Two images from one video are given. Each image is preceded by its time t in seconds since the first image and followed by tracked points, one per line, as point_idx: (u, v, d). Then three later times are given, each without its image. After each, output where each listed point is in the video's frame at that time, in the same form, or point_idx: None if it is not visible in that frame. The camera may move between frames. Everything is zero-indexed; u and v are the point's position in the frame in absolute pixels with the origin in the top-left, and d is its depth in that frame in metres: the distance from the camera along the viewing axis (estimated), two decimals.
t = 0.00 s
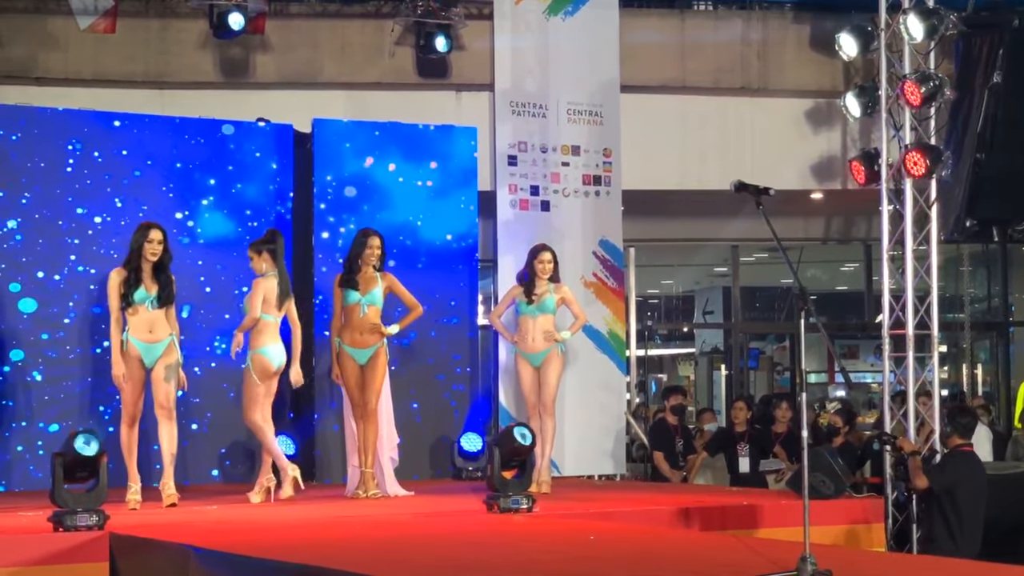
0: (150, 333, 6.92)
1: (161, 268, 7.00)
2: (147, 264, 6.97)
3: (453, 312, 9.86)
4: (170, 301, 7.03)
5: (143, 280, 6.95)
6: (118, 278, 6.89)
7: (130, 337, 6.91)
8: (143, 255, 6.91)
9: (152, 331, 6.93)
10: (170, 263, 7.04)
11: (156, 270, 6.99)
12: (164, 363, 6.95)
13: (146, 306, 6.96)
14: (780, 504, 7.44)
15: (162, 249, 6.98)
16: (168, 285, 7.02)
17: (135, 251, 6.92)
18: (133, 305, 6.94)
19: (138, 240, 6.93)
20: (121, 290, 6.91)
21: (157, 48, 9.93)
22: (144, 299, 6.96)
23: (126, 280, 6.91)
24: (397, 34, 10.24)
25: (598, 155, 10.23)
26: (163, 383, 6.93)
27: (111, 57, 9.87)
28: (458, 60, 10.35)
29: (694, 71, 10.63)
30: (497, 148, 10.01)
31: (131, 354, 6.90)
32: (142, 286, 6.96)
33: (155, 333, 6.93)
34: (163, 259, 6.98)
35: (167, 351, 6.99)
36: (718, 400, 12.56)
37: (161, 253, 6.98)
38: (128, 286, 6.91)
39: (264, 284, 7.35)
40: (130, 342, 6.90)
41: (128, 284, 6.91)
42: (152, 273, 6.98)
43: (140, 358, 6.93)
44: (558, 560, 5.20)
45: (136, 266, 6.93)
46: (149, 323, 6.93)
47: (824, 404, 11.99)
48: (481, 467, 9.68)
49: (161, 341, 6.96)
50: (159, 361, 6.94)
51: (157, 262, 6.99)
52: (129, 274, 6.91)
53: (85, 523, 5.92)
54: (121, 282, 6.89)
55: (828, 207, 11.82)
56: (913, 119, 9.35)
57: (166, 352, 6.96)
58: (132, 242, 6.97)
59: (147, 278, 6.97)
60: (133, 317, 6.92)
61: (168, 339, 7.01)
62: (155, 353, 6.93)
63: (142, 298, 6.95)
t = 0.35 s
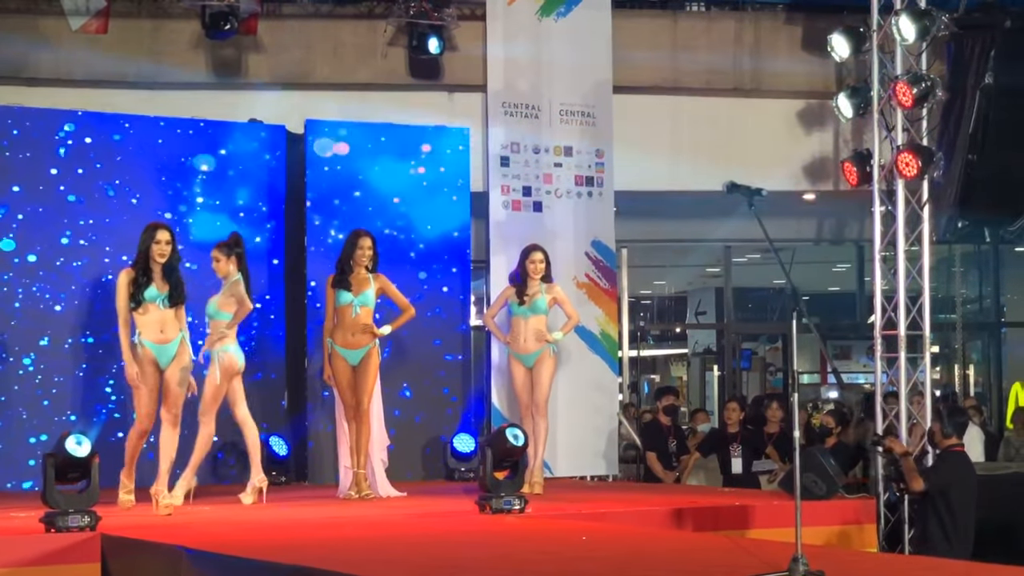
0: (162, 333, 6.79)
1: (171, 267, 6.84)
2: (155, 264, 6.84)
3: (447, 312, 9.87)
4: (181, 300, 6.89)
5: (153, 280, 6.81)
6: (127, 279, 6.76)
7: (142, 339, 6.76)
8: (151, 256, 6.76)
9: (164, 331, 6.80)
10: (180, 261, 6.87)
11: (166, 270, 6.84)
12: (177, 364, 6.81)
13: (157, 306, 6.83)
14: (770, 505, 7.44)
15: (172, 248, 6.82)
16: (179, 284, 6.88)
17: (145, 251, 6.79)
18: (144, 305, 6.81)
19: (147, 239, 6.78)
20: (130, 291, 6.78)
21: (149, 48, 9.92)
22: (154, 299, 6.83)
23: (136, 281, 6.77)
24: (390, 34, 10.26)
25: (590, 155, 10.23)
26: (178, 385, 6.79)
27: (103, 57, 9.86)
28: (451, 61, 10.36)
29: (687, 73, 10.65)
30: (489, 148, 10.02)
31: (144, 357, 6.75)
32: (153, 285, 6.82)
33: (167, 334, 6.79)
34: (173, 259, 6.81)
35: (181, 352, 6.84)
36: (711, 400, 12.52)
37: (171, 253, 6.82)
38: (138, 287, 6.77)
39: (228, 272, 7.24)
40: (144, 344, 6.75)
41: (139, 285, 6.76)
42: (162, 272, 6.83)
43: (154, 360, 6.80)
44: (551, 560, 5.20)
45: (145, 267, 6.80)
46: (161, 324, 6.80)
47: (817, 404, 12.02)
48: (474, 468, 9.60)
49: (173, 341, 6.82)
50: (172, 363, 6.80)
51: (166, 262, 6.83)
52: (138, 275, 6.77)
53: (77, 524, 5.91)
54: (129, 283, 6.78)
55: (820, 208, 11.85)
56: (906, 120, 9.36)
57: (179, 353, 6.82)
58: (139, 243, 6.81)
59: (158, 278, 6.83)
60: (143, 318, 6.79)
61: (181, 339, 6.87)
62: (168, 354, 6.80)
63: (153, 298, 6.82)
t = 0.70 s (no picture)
0: (172, 328, 6.58)
1: (182, 261, 6.63)
2: (168, 257, 6.61)
3: (435, 312, 9.86)
4: (194, 295, 6.67)
5: (164, 274, 6.60)
6: (138, 273, 6.56)
7: (152, 331, 6.53)
8: (161, 248, 6.55)
9: (174, 326, 6.58)
10: (191, 254, 6.66)
11: (178, 263, 6.63)
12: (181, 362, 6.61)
13: (169, 300, 6.61)
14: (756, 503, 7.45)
15: (182, 241, 6.62)
16: (192, 278, 6.66)
17: (155, 245, 6.57)
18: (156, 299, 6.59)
19: (156, 231, 6.57)
20: (141, 285, 6.57)
21: (136, 47, 9.91)
22: (167, 293, 6.62)
23: (146, 275, 6.57)
24: (377, 33, 10.23)
25: (578, 154, 10.23)
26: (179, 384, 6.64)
27: (90, 55, 9.84)
28: (439, 60, 10.35)
29: (676, 70, 10.64)
30: (477, 147, 10.01)
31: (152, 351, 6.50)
32: (165, 280, 6.60)
33: (178, 330, 6.59)
34: (184, 251, 6.61)
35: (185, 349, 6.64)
36: (699, 399, 12.54)
37: (181, 246, 6.62)
38: (149, 282, 6.57)
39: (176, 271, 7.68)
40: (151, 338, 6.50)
41: (150, 280, 6.56)
42: (174, 266, 6.62)
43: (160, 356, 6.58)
44: (537, 560, 5.19)
45: (155, 260, 6.59)
46: (172, 319, 6.59)
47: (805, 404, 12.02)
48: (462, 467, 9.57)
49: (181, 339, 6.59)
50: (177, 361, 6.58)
51: (178, 255, 6.63)
52: (149, 268, 6.57)
53: (62, 523, 5.90)
54: (139, 276, 6.57)
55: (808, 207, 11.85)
56: (894, 119, 9.37)
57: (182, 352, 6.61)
58: (149, 234, 6.60)
59: (168, 272, 6.61)
60: (154, 312, 6.57)
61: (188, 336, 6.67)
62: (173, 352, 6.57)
63: (165, 292, 6.60)
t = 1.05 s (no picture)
0: (193, 327, 6.54)
1: (199, 259, 6.60)
2: (184, 257, 6.58)
3: (420, 313, 9.85)
4: (212, 294, 6.64)
5: (182, 273, 6.56)
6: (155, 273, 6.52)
7: (173, 328, 6.47)
8: (179, 245, 6.52)
9: (194, 325, 6.54)
10: (207, 253, 6.63)
11: (194, 262, 6.60)
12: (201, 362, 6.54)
13: (188, 299, 6.57)
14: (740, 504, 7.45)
15: (197, 238, 6.59)
16: (208, 277, 6.63)
17: (173, 242, 6.54)
18: (175, 298, 6.55)
19: (173, 229, 6.54)
20: (158, 286, 6.53)
21: (120, 46, 9.89)
22: (186, 293, 6.58)
23: (164, 275, 6.53)
24: (362, 33, 10.23)
25: (562, 155, 10.23)
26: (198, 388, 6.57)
27: (74, 55, 9.82)
28: (423, 61, 10.33)
29: (659, 71, 10.65)
30: (462, 147, 10.01)
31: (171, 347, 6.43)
32: (183, 279, 6.56)
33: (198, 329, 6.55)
34: (200, 249, 6.59)
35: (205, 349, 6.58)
36: (682, 400, 12.57)
37: (197, 245, 6.60)
38: (167, 282, 6.53)
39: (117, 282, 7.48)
40: (173, 333, 6.45)
41: (168, 281, 6.52)
42: (191, 265, 6.59)
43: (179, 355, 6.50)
44: (521, 560, 5.20)
45: (172, 258, 6.55)
46: (192, 318, 6.55)
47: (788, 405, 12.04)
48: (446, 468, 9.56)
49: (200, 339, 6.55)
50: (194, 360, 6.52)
51: (193, 254, 6.60)
52: (167, 267, 6.53)
53: (46, 524, 5.88)
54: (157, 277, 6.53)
55: (791, 208, 11.87)
56: (878, 120, 9.39)
57: (202, 352, 6.55)
58: (164, 233, 6.58)
59: (185, 271, 6.58)
60: (175, 311, 6.52)
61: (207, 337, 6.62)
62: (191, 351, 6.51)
63: (184, 291, 6.56)
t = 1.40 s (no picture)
0: (188, 326, 6.44)
1: (197, 259, 6.48)
2: (181, 254, 6.47)
3: (386, 314, 9.84)
4: (208, 294, 6.53)
5: (178, 272, 6.45)
6: (150, 268, 6.39)
7: (167, 333, 6.42)
8: (176, 243, 6.40)
9: (189, 325, 6.44)
10: (206, 253, 6.51)
11: (192, 261, 6.48)
12: (204, 362, 6.40)
13: (182, 299, 6.47)
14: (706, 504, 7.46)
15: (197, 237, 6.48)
16: (205, 276, 6.51)
17: (168, 241, 6.42)
18: (170, 298, 6.45)
19: (170, 228, 6.43)
20: (154, 283, 6.41)
21: (85, 44, 9.85)
22: (181, 293, 6.47)
23: (158, 271, 6.40)
24: (329, 32, 10.21)
25: (529, 154, 10.23)
26: (205, 383, 6.38)
27: (38, 52, 9.77)
28: (390, 60, 10.32)
29: (626, 71, 10.66)
30: (428, 146, 9.99)
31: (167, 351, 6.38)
32: (178, 278, 6.45)
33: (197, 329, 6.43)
34: (199, 248, 6.47)
35: (209, 348, 6.45)
36: (649, 399, 12.56)
37: (196, 241, 6.47)
38: (161, 279, 6.40)
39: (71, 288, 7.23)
40: (167, 337, 6.39)
41: (161, 278, 6.39)
42: (187, 263, 6.48)
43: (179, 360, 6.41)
44: (487, 559, 5.20)
45: (169, 256, 6.43)
46: (187, 318, 6.45)
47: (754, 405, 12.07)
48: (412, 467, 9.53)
49: (201, 337, 6.45)
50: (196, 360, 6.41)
51: (192, 253, 6.48)
52: (162, 264, 6.40)
53: (9, 524, 5.83)
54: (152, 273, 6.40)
55: (757, 209, 11.91)
56: (843, 120, 9.42)
57: (205, 349, 6.42)
58: (161, 232, 6.46)
59: (182, 270, 6.46)
60: (169, 312, 6.45)
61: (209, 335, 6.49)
62: (192, 351, 6.41)
63: (178, 291, 6.45)
